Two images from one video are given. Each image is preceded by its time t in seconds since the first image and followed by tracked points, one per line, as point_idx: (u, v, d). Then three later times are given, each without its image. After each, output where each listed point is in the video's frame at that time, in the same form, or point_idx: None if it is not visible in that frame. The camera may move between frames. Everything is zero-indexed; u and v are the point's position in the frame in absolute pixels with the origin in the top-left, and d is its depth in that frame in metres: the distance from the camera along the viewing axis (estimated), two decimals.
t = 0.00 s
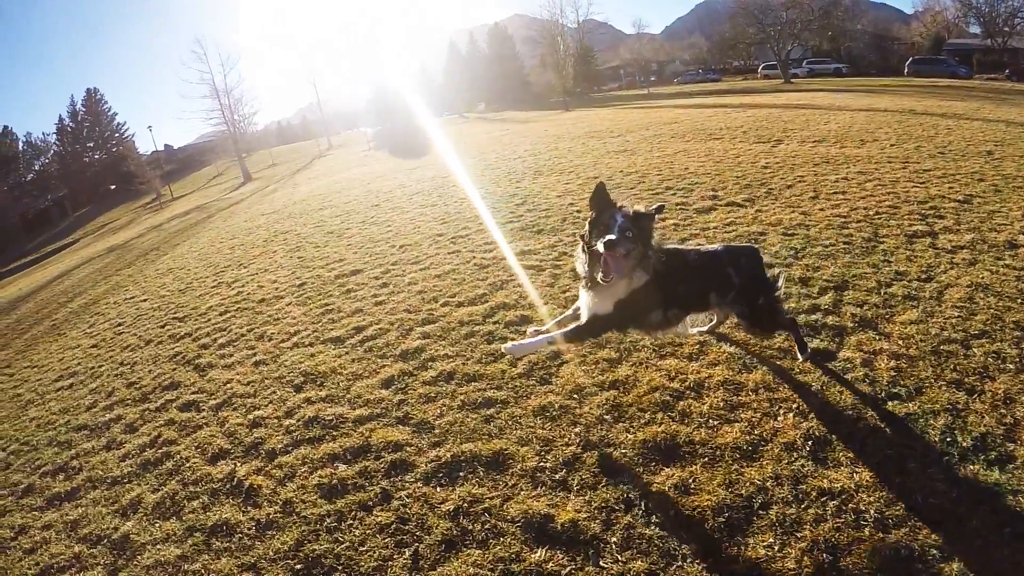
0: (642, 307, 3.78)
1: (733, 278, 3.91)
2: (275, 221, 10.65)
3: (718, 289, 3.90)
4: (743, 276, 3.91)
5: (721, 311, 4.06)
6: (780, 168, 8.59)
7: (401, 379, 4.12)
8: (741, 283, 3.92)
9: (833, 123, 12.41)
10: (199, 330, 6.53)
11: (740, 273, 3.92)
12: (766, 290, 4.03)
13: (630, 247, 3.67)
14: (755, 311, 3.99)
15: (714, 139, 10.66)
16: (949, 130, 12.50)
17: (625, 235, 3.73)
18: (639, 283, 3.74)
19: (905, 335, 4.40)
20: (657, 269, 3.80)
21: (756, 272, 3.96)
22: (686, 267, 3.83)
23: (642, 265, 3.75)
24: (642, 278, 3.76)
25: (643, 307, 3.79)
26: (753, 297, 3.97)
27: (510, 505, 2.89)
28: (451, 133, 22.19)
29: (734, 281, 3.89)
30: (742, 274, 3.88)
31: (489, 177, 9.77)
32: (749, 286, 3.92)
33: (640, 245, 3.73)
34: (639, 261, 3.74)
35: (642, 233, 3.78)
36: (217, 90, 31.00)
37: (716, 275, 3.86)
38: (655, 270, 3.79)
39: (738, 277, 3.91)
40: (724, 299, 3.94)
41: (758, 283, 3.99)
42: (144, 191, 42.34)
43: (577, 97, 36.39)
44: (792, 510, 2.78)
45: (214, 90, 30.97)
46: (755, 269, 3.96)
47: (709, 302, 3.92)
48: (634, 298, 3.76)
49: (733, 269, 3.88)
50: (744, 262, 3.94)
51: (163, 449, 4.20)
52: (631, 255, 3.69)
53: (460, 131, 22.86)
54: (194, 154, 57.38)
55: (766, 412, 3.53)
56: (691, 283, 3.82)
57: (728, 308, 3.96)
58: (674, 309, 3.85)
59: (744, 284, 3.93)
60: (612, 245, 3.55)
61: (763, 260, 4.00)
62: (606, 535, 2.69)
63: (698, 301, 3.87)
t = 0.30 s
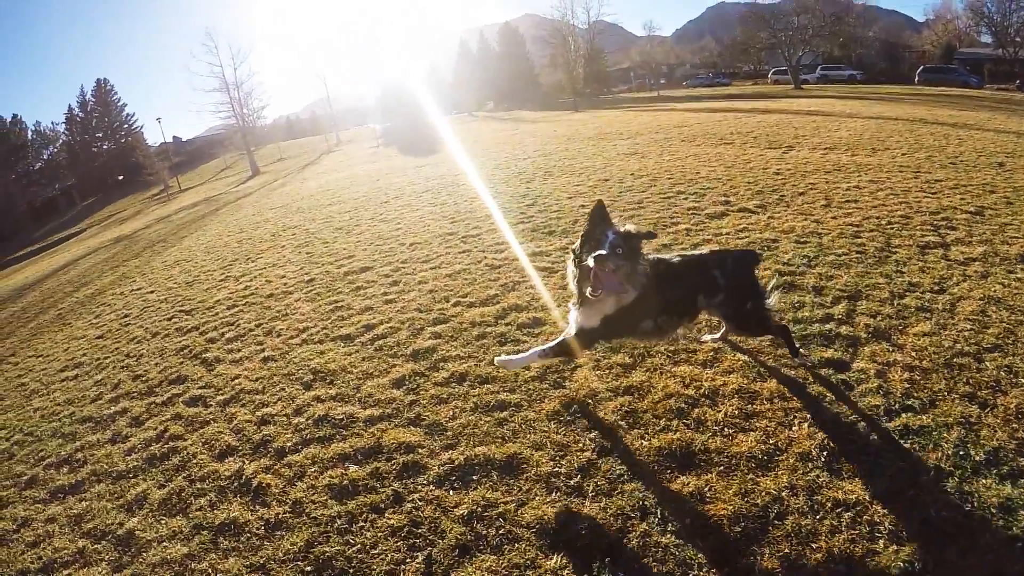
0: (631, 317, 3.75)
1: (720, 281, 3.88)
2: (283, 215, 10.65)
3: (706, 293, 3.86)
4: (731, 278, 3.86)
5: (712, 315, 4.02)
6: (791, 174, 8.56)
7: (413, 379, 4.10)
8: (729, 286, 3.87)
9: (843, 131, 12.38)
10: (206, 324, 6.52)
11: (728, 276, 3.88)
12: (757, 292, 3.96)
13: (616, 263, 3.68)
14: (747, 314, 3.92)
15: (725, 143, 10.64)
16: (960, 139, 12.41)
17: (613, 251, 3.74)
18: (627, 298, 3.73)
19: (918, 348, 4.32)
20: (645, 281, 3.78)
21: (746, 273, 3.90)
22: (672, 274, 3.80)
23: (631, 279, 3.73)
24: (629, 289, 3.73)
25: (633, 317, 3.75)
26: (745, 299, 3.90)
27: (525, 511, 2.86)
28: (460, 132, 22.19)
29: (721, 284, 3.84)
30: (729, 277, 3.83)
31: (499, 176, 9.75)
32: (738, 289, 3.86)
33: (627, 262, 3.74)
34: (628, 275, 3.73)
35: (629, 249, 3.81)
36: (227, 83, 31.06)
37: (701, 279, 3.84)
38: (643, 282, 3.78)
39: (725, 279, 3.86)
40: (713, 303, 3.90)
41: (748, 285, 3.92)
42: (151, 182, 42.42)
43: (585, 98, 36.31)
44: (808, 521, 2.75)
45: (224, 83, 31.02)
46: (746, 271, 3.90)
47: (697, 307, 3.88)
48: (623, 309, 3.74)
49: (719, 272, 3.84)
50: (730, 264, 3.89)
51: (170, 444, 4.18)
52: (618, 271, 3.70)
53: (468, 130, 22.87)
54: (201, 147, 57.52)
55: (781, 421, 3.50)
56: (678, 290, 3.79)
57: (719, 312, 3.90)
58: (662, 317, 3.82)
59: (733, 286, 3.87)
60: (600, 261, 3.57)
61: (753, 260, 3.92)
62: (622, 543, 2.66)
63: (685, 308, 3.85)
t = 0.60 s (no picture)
0: (627, 338, 3.62)
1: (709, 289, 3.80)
2: (298, 220, 10.70)
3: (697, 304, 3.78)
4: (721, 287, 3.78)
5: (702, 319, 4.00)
6: (808, 181, 8.51)
7: (435, 388, 4.10)
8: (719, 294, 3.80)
9: (859, 136, 12.29)
10: (223, 329, 6.55)
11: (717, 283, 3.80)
12: (747, 294, 3.90)
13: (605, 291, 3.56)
14: (738, 317, 3.90)
15: (740, 149, 10.60)
16: (978, 143, 12.24)
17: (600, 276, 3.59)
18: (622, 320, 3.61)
19: (943, 357, 4.21)
20: (636, 302, 3.62)
21: (735, 278, 3.81)
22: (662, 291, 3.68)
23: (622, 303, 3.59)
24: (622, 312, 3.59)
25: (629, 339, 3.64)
26: (736, 303, 3.85)
27: (555, 524, 2.84)
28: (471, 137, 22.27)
29: (711, 294, 3.76)
30: (719, 285, 3.75)
31: (513, 182, 9.76)
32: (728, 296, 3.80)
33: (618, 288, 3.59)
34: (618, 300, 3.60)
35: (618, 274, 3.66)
36: (239, 87, 31.35)
37: (690, 291, 3.74)
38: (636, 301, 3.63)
39: (714, 287, 3.78)
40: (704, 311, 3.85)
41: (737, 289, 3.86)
42: (163, 184, 42.84)
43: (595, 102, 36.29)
44: (838, 533, 2.73)
45: (236, 87, 31.32)
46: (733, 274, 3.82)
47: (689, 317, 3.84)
48: (619, 333, 3.60)
49: (708, 281, 3.75)
50: (718, 268, 3.80)
51: (189, 452, 4.19)
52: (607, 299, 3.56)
53: (479, 135, 22.94)
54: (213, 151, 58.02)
55: (809, 432, 3.46)
56: (668, 308, 3.70)
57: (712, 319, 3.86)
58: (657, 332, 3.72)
59: (722, 294, 3.80)
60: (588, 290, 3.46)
61: (742, 263, 3.83)
62: (653, 558, 2.63)
63: (676, 322, 3.79)
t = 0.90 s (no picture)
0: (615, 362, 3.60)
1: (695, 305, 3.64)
2: (308, 223, 10.75)
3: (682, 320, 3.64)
4: (707, 303, 3.61)
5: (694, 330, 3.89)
6: (821, 190, 8.49)
7: (450, 396, 4.09)
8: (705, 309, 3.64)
9: (870, 145, 12.27)
10: (233, 332, 6.57)
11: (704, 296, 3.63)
12: (738, 301, 3.75)
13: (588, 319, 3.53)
14: (727, 330, 3.77)
15: (751, 157, 10.60)
16: (991, 152, 12.15)
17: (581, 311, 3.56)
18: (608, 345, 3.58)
19: (958, 370, 4.16)
20: (620, 327, 3.55)
21: (721, 291, 3.65)
22: (648, 309, 3.59)
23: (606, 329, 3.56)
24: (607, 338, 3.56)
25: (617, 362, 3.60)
26: (726, 315, 3.70)
27: (573, 535, 2.83)
28: (481, 143, 22.36)
29: (699, 310, 3.61)
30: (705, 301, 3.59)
31: (524, 188, 9.79)
32: (715, 312, 3.63)
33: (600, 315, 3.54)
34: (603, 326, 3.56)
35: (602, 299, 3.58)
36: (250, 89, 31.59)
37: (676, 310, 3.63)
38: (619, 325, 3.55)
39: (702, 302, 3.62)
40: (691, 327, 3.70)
41: (725, 301, 3.70)
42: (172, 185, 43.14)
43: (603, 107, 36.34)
44: (858, 548, 2.70)
45: (247, 89, 31.56)
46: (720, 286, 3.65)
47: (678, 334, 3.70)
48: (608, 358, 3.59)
49: (694, 298, 3.60)
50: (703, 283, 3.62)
51: (199, 456, 4.19)
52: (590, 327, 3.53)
53: (488, 141, 23.02)
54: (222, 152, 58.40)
55: (827, 445, 3.43)
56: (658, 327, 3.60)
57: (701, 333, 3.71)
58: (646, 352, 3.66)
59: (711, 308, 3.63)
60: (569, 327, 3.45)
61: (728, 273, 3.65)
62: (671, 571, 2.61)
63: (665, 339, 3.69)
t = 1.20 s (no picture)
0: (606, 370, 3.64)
1: (682, 319, 3.75)
2: (319, 224, 10.79)
3: (670, 335, 3.73)
4: (693, 314, 3.72)
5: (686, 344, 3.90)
6: (833, 197, 8.47)
7: (466, 401, 4.11)
8: (692, 322, 3.72)
9: (881, 152, 12.22)
10: (245, 332, 6.60)
11: (689, 310, 3.76)
12: (727, 312, 3.73)
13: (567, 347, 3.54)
14: (720, 342, 3.72)
15: (762, 164, 10.59)
16: (1004, 160, 12.05)
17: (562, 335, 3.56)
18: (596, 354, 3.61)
19: (975, 380, 4.11)
20: (609, 335, 3.65)
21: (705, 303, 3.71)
22: (636, 320, 3.75)
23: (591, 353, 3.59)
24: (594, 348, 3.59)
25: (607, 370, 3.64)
26: (716, 327, 3.68)
27: (593, 543, 2.82)
28: (490, 145, 22.41)
29: (684, 321, 3.73)
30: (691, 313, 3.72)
31: (535, 191, 9.80)
32: (702, 323, 3.69)
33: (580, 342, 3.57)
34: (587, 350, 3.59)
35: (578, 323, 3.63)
36: (260, 89, 31.77)
37: (664, 321, 3.75)
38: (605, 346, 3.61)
39: (688, 315, 3.74)
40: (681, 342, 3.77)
41: (714, 312, 3.71)
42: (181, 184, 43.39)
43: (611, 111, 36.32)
44: (878, 558, 2.68)
45: (258, 89, 31.74)
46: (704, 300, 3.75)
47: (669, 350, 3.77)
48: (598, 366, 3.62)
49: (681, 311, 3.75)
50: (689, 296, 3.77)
51: (211, 458, 4.20)
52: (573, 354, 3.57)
53: (498, 143, 23.08)
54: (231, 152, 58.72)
55: (844, 453, 3.41)
56: (647, 338, 3.71)
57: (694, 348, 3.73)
58: (636, 362, 3.72)
59: (697, 319, 3.70)
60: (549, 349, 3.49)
61: (712, 287, 3.77)
62: None
63: (653, 350, 3.75)
